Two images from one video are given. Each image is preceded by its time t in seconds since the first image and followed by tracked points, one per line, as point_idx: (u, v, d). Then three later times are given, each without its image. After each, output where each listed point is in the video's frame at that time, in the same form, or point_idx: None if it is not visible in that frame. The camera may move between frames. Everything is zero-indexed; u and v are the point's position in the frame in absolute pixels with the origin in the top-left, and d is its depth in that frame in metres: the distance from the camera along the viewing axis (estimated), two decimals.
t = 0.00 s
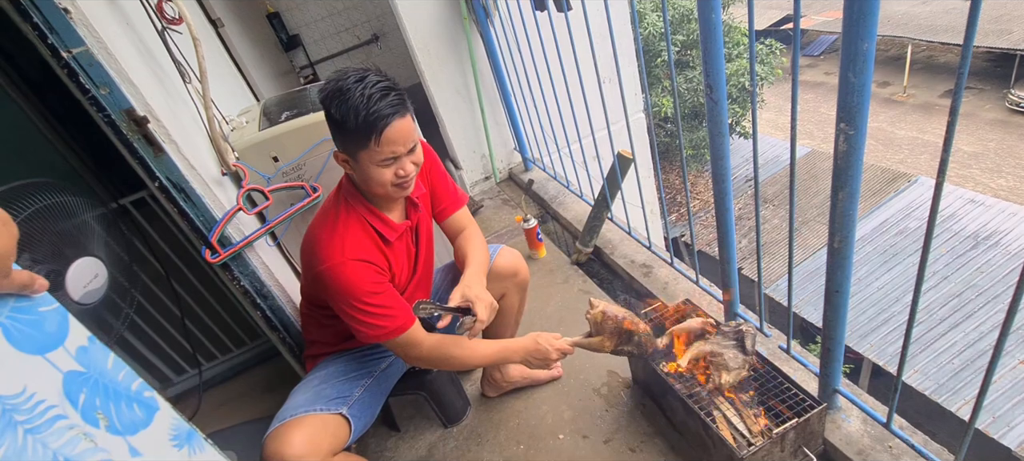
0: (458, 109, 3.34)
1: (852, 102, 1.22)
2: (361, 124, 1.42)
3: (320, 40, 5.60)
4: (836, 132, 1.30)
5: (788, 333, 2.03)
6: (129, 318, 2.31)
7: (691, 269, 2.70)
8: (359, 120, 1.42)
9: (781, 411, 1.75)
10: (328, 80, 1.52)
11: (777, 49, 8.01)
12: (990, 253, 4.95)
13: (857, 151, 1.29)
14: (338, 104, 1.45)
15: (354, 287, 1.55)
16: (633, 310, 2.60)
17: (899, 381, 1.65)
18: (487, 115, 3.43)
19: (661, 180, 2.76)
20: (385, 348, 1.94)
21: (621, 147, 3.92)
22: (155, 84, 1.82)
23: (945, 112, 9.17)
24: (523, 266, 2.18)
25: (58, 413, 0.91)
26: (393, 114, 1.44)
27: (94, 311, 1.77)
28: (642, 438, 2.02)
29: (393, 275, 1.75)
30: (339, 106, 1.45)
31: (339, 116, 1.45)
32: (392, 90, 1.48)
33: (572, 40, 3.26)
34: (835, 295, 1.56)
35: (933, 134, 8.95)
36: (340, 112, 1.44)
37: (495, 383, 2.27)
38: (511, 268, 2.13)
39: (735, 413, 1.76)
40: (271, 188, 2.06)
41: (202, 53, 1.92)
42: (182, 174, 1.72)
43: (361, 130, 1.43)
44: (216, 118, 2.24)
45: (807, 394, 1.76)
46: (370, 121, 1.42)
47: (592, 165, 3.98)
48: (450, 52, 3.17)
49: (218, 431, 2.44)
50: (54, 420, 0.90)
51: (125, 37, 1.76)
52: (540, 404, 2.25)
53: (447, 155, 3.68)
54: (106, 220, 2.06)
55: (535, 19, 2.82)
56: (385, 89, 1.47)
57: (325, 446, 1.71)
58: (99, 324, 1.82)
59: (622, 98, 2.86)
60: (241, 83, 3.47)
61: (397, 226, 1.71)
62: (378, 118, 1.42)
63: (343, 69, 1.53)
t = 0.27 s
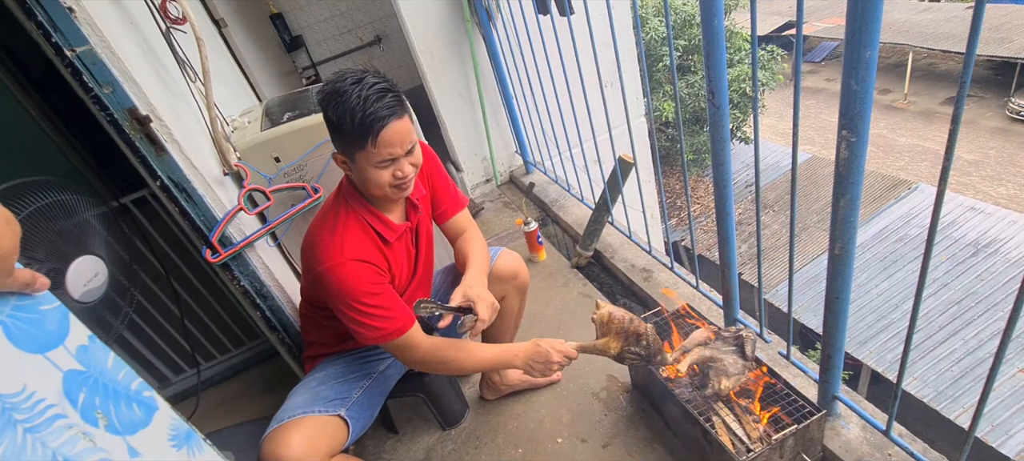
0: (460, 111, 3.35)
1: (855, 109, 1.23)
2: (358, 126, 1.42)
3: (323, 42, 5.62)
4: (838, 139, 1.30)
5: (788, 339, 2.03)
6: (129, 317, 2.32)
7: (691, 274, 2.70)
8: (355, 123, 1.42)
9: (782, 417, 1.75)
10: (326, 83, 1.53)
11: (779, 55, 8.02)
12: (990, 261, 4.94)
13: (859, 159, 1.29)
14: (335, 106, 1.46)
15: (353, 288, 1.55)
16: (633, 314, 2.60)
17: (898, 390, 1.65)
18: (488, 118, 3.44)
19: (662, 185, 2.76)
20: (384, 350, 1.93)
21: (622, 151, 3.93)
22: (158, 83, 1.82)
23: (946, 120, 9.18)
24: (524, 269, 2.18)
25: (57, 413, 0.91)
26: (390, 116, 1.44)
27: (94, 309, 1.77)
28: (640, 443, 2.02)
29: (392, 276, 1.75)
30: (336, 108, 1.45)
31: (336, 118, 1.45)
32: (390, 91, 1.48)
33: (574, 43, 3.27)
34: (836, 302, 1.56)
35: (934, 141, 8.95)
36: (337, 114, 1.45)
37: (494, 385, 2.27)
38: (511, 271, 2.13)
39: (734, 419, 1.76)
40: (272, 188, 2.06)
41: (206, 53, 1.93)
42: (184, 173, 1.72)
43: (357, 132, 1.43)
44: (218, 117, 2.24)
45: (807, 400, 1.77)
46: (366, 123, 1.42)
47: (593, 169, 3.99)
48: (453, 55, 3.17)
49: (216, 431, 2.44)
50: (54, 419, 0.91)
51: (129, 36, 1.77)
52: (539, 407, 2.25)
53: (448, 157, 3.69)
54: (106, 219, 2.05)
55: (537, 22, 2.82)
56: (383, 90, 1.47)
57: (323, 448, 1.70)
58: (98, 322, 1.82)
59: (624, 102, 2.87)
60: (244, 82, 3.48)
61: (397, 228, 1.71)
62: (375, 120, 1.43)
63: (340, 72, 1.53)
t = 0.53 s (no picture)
0: (462, 112, 3.35)
1: (858, 114, 1.23)
2: (365, 126, 1.43)
3: (326, 41, 5.62)
4: (841, 143, 1.30)
5: (788, 343, 2.03)
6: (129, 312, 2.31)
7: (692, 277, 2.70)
8: (362, 123, 1.43)
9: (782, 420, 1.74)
10: (331, 81, 1.53)
11: (781, 59, 8.04)
12: (989, 268, 4.95)
13: (862, 164, 1.29)
14: (341, 106, 1.46)
15: (355, 286, 1.55)
16: (633, 316, 2.60)
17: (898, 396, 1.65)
18: (490, 118, 3.44)
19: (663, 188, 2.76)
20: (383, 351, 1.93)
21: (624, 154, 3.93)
22: (162, 79, 1.82)
23: (948, 126, 9.19)
24: (525, 270, 2.18)
25: (60, 405, 0.89)
26: (396, 115, 1.45)
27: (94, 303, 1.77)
28: (639, 445, 2.02)
29: (393, 275, 1.75)
30: (342, 108, 1.45)
31: (343, 118, 1.45)
32: (396, 89, 1.49)
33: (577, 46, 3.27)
34: (836, 307, 1.56)
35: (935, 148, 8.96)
36: (343, 114, 1.45)
37: (493, 386, 2.27)
38: (512, 272, 2.13)
39: (734, 423, 1.75)
40: (275, 186, 2.06)
41: (210, 50, 1.93)
42: (187, 170, 1.73)
43: (364, 131, 1.44)
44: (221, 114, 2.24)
45: (806, 404, 1.76)
46: (373, 122, 1.42)
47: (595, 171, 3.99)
48: (456, 55, 3.18)
49: (214, 428, 2.44)
50: (56, 412, 0.88)
51: (134, 32, 1.77)
52: (538, 408, 2.25)
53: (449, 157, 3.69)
54: (108, 214, 2.05)
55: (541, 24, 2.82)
56: (389, 89, 1.47)
57: (322, 446, 1.70)
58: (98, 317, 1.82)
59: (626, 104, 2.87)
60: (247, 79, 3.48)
61: (399, 226, 1.71)
62: (382, 119, 1.43)
63: (345, 70, 1.53)
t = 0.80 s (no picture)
0: (465, 113, 3.35)
1: (863, 119, 1.23)
2: (371, 124, 1.43)
3: (329, 39, 5.67)
4: (845, 148, 1.30)
5: (788, 348, 2.03)
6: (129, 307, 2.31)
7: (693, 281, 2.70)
8: (368, 121, 1.42)
9: (781, 423, 1.73)
10: (333, 80, 1.52)
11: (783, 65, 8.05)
12: (989, 277, 4.95)
13: (866, 168, 1.29)
14: (346, 105, 1.45)
15: (355, 284, 1.55)
16: (633, 319, 2.60)
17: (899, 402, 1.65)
18: (493, 120, 3.44)
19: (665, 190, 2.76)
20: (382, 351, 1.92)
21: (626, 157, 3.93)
22: (166, 75, 1.82)
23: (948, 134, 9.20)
24: (526, 271, 2.18)
25: (61, 398, 0.88)
26: (402, 113, 1.45)
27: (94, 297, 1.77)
28: (638, 448, 2.02)
29: (393, 273, 1.75)
30: (346, 108, 1.45)
31: (348, 117, 1.45)
32: (400, 87, 1.49)
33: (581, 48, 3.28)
34: (837, 312, 1.56)
35: (936, 156, 8.97)
36: (348, 114, 1.44)
37: (491, 387, 2.26)
38: (513, 273, 2.13)
39: (733, 427, 1.74)
40: (276, 183, 2.06)
41: (215, 46, 1.93)
42: (190, 165, 1.72)
43: (370, 130, 1.44)
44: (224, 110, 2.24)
45: (806, 410, 1.75)
46: (379, 121, 1.42)
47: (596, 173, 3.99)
48: (459, 56, 3.18)
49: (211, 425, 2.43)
50: (57, 405, 0.87)
51: (139, 27, 1.77)
52: (537, 410, 2.25)
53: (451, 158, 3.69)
54: (110, 209, 2.05)
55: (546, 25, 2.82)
56: (393, 87, 1.47)
57: (319, 444, 1.70)
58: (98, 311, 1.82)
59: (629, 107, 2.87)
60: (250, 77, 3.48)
61: (400, 225, 1.71)
62: (388, 117, 1.43)
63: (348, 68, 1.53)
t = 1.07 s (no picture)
0: (467, 112, 3.37)
1: (863, 119, 1.24)
2: (367, 122, 1.44)
3: (332, 37, 5.74)
4: (845, 148, 1.31)
5: (786, 348, 2.04)
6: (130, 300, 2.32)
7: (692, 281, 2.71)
8: (364, 119, 1.43)
9: (778, 424, 1.74)
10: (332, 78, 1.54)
11: (785, 69, 8.06)
12: (989, 283, 4.95)
13: (865, 168, 1.30)
14: (343, 102, 1.46)
15: (354, 280, 1.56)
16: (632, 318, 2.61)
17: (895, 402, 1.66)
18: (495, 119, 3.45)
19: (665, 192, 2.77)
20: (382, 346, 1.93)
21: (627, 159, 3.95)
22: (171, 68, 1.83)
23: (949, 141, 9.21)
24: (526, 268, 2.19)
25: (67, 381, 0.90)
26: (398, 111, 1.46)
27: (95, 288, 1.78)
28: (635, 446, 2.03)
29: (393, 269, 1.76)
30: (344, 105, 1.46)
31: (345, 114, 1.46)
32: (397, 85, 1.49)
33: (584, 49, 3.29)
34: (835, 312, 1.57)
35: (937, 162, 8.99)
36: (346, 111, 1.46)
37: (490, 384, 2.27)
38: (513, 270, 2.14)
39: (731, 426, 1.74)
40: (279, 178, 2.07)
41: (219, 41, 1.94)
42: (193, 159, 1.73)
43: (367, 128, 1.45)
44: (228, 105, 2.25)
45: (803, 409, 1.76)
46: (374, 118, 1.43)
47: (597, 174, 4.00)
48: (462, 55, 3.19)
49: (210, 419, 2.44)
50: (62, 388, 0.90)
51: (145, 21, 1.78)
52: (535, 408, 2.25)
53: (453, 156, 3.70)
54: (113, 202, 2.07)
55: (547, 26, 2.84)
56: (390, 84, 1.48)
57: (318, 438, 1.71)
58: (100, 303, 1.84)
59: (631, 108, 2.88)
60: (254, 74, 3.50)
61: (401, 221, 1.72)
62: (383, 115, 1.44)
63: (346, 66, 1.54)
